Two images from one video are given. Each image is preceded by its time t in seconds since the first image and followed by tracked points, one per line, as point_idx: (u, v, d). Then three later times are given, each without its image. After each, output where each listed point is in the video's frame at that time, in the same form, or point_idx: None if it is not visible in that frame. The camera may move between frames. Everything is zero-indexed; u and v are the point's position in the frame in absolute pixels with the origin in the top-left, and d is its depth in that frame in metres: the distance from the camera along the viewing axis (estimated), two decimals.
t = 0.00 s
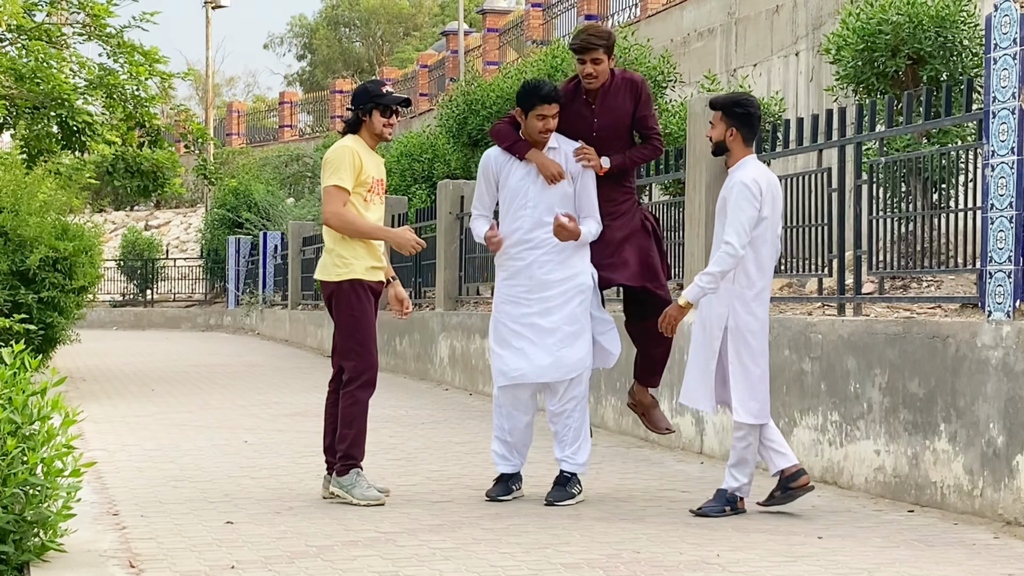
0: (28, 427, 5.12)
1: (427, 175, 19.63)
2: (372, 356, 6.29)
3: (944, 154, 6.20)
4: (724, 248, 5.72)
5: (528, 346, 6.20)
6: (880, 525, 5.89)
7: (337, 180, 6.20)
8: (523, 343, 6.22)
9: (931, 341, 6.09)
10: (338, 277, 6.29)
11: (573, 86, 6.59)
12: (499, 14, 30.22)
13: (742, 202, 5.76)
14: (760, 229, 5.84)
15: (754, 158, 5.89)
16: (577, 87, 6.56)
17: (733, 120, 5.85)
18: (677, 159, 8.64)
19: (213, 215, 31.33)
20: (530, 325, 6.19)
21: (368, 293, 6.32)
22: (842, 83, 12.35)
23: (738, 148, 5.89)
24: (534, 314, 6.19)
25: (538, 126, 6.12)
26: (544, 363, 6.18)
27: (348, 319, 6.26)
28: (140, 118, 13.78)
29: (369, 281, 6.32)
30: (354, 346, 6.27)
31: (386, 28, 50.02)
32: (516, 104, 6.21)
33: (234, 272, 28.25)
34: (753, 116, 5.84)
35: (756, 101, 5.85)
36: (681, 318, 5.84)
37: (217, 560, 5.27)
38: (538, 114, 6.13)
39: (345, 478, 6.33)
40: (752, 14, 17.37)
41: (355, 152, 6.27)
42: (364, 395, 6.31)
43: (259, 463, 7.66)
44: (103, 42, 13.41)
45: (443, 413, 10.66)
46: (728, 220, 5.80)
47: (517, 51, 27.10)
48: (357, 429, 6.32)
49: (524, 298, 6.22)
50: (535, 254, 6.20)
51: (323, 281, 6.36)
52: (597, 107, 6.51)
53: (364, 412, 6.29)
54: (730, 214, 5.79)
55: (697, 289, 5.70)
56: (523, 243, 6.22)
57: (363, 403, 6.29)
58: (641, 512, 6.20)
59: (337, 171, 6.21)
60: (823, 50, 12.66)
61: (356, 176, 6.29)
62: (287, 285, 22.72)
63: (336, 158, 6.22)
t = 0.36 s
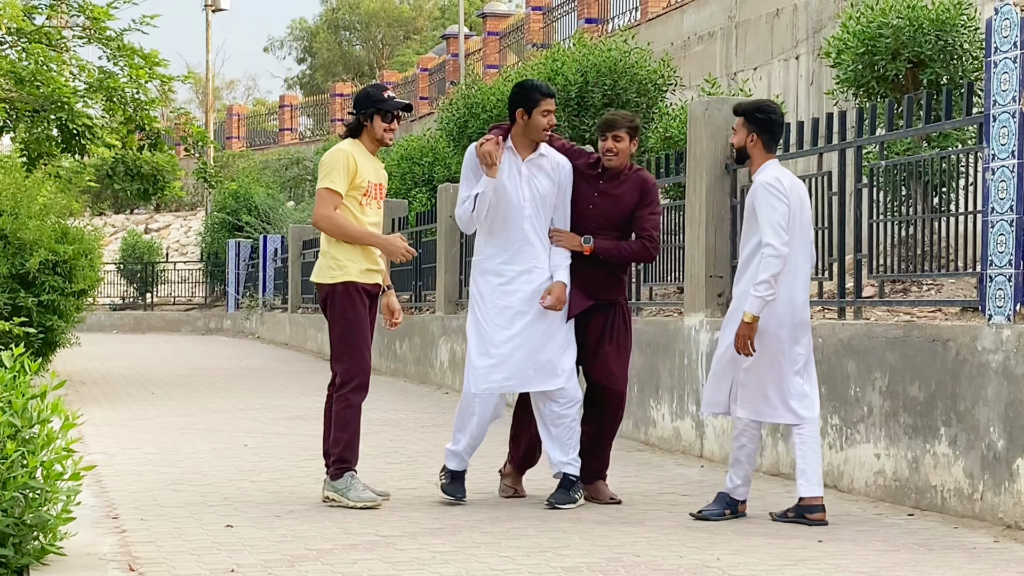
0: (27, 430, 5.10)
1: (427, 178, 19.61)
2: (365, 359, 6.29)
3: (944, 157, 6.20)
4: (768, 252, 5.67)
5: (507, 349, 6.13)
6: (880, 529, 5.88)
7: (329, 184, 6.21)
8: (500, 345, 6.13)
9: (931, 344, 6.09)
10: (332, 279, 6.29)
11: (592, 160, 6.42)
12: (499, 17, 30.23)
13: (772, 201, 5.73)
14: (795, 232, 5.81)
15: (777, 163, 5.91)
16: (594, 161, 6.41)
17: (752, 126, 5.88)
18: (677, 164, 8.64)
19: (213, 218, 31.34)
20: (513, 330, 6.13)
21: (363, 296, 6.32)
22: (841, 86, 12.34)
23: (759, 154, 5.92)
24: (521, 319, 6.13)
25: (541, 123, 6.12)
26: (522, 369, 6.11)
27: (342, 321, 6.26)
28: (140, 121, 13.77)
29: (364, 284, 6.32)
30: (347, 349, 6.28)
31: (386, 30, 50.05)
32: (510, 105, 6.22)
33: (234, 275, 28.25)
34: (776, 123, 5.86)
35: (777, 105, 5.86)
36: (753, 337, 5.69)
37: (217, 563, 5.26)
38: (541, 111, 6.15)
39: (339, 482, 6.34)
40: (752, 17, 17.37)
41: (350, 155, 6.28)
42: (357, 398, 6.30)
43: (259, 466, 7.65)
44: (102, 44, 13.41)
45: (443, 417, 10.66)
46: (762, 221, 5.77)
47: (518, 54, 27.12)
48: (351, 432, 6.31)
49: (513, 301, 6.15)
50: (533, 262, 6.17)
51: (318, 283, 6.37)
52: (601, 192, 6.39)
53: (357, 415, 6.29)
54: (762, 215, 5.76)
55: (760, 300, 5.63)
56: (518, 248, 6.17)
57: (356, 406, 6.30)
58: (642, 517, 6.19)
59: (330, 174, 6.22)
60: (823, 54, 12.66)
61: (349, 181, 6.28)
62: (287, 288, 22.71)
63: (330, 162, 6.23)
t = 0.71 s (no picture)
0: (28, 431, 5.09)
1: (427, 181, 19.61)
2: (361, 365, 6.30)
3: (943, 160, 6.19)
4: (804, 247, 5.58)
5: (490, 352, 6.23)
6: (879, 532, 5.88)
7: (328, 186, 6.21)
8: (481, 349, 6.23)
9: (931, 347, 6.09)
10: (329, 282, 6.29)
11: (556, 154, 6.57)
12: (500, 19, 30.22)
13: (797, 198, 5.66)
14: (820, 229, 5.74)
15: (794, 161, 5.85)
16: (556, 154, 6.57)
17: (768, 123, 5.82)
18: (677, 166, 8.64)
19: (212, 220, 31.33)
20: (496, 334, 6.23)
21: (360, 300, 6.33)
22: (841, 90, 12.33)
23: (777, 153, 5.86)
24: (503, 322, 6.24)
25: (524, 128, 6.25)
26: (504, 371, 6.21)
27: (337, 324, 6.27)
28: (140, 123, 13.77)
29: (361, 286, 6.32)
30: (343, 353, 6.28)
31: (386, 33, 50.02)
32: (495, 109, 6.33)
33: (234, 277, 28.23)
34: (792, 120, 5.80)
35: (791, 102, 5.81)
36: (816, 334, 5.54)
37: (217, 566, 5.26)
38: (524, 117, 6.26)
39: (297, 471, 6.38)
40: (752, 20, 17.37)
41: (347, 157, 6.29)
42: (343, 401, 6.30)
43: (258, 468, 7.65)
44: (103, 47, 13.41)
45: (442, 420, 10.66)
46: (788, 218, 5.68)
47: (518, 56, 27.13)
48: (326, 430, 6.31)
49: (496, 305, 6.24)
50: (510, 266, 6.28)
51: (314, 285, 6.37)
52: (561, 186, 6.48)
53: (341, 417, 6.29)
54: (787, 212, 5.67)
55: (809, 296, 5.52)
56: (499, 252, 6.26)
57: (343, 409, 6.30)
58: (642, 519, 6.19)
59: (329, 176, 6.22)
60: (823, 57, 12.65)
61: (347, 183, 6.29)
62: (287, 291, 22.70)
63: (329, 164, 6.23)
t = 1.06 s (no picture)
0: (26, 432, 5.09)
1: (426, 182, 19.61)
2: (322, 373, 6.29)
3: (942, 162, 6.19)
4: (777, 254, 5.58)
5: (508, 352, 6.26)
6: (878, 533, 5.88)
7: (311, 194, 6.23)
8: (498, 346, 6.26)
9: (929, 349, 6.09)
10: (306, 289, 6.31)
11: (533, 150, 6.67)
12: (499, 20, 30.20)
13: (783, 201, 5.65)
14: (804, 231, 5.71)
15: (777, 162, 5.80)
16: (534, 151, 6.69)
17: (751, 121, 5.80)
18: (676, 167, 8.64)
19: (212, 220, 31.31)
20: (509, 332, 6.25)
21: (332, 306, 6.33)
22: (840, 92, 12.33)
23: (762, 150, 5.83)
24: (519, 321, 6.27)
25: (509, 124, 6.32)
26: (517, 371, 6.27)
27: (305, 333, 6.28)
28: (140, 124, 13.76)
29: (337, 294, 6.35)
30: (306, 362, 6.29)
31: (385, 33, 49.97)
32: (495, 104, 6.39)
33: (233, 277, 28.21)
34: (776, 118, 5.78)
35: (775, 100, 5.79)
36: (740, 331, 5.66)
37: (216, 567, 5.26)
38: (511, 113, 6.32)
39: (276, 487, 6.40)
40: (751, 21, 17.36)
41: (329, 164, 6.31)
42: (309, 410, 6.34)
43: (257, 470, 7.65)
44: (102, 48, 13.40)
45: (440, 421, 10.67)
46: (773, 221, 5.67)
47: (517, 57, 27.12)
48: (297, 441, 6.38)
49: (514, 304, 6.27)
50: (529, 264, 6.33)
51: (290, 291, 6.38)
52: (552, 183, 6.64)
53: (305, 427, 6.33)
54: (772, 216, 5.66)
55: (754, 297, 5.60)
56: (515, 252, 6.29)
57: (307, 417, 6.33)
58: (640, 520, 6.20)
59: (313, 184, 6.24)
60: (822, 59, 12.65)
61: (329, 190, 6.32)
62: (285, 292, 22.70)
63: (312, 171, 6.26)
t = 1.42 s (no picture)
0: (24, 433, 5.07)
1: (424, 183, 19.61)
2: (301, 371, 6.33)
3: (941, 163, 6.20)
4: (736, 261, 5.64)
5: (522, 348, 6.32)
6: (877, 535, 5.88)
7: (289, 199, 6.24)
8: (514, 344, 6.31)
9: (927, 350, 6.09)
10: (284, 293, 6.31)
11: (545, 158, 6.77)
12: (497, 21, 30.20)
13: (741, 208, 5.67)
14: (764, 235, 5.74)
15: (750, 162, 5.83)
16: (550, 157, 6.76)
17: (724, 121, 5.86)
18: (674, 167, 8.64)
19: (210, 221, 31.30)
20: (522, 331, 6.33)
21: (310, 308, 6.36)
22: (838, 93, 12.33)
23: (733, 150, 5.88)
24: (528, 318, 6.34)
25: (535, 128, 6.46)
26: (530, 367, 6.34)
27: (286, 336, 6.30)
28: (138, 125, 13.76)
29: (314, 297, 6.37)
30: (286, 363, 6.32)
31: (384, 35, 49.98)
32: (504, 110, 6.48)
33: (231, 278, 28.20)
34: (747, 117, 5.82)
35: (748, 103, 5.81)
36: (731, 348, 5.66)
37: (213, 568, 5.26)
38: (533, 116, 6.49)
39: (273, 490, 6.38)
40: (749, 22, 17.37)
41: (308, 168, 6.32)
42: (294, 411, 6.36)
43: (254, 470, 7.65)
44: (100, 49, 13.40)
45: (438, 422, 10.67)
46: (732, 228, 5.71)
47: (515, 59, 27.13)
48: (288, 444, 6.38)
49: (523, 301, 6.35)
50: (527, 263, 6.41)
51: (267, 294, 6.38)
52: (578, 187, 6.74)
53: (293, 428, 6.35)
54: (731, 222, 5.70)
55: (731, 310, 5.63)
56: (518, 251, 6.36)
57: (293, 419, 6.35)
58: (639, 522, 6.19)
59: (291, 189, 6.25)
60: (821, 60, 12.65)
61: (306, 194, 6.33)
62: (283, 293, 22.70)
63: (289, 174, 6.26)
